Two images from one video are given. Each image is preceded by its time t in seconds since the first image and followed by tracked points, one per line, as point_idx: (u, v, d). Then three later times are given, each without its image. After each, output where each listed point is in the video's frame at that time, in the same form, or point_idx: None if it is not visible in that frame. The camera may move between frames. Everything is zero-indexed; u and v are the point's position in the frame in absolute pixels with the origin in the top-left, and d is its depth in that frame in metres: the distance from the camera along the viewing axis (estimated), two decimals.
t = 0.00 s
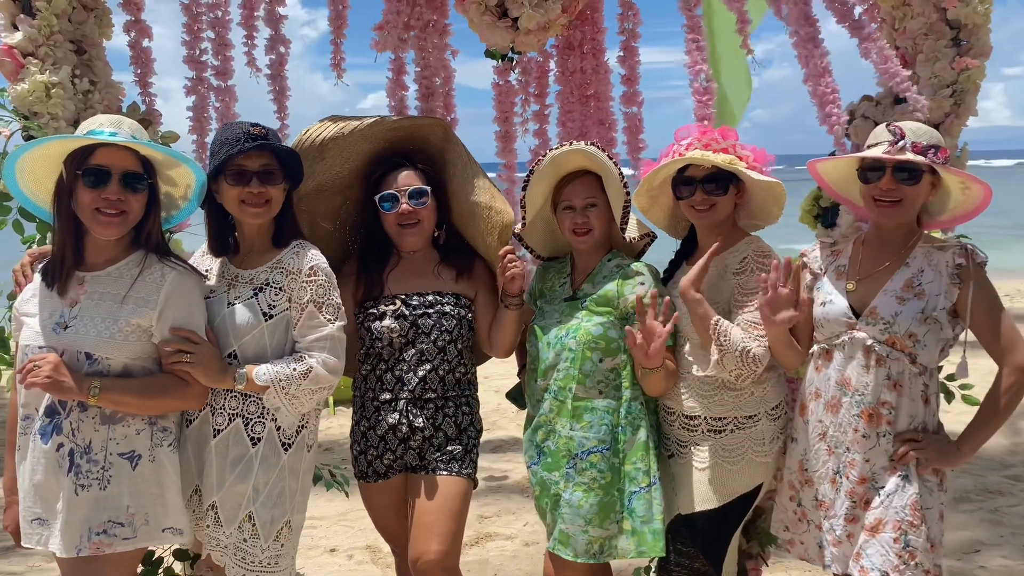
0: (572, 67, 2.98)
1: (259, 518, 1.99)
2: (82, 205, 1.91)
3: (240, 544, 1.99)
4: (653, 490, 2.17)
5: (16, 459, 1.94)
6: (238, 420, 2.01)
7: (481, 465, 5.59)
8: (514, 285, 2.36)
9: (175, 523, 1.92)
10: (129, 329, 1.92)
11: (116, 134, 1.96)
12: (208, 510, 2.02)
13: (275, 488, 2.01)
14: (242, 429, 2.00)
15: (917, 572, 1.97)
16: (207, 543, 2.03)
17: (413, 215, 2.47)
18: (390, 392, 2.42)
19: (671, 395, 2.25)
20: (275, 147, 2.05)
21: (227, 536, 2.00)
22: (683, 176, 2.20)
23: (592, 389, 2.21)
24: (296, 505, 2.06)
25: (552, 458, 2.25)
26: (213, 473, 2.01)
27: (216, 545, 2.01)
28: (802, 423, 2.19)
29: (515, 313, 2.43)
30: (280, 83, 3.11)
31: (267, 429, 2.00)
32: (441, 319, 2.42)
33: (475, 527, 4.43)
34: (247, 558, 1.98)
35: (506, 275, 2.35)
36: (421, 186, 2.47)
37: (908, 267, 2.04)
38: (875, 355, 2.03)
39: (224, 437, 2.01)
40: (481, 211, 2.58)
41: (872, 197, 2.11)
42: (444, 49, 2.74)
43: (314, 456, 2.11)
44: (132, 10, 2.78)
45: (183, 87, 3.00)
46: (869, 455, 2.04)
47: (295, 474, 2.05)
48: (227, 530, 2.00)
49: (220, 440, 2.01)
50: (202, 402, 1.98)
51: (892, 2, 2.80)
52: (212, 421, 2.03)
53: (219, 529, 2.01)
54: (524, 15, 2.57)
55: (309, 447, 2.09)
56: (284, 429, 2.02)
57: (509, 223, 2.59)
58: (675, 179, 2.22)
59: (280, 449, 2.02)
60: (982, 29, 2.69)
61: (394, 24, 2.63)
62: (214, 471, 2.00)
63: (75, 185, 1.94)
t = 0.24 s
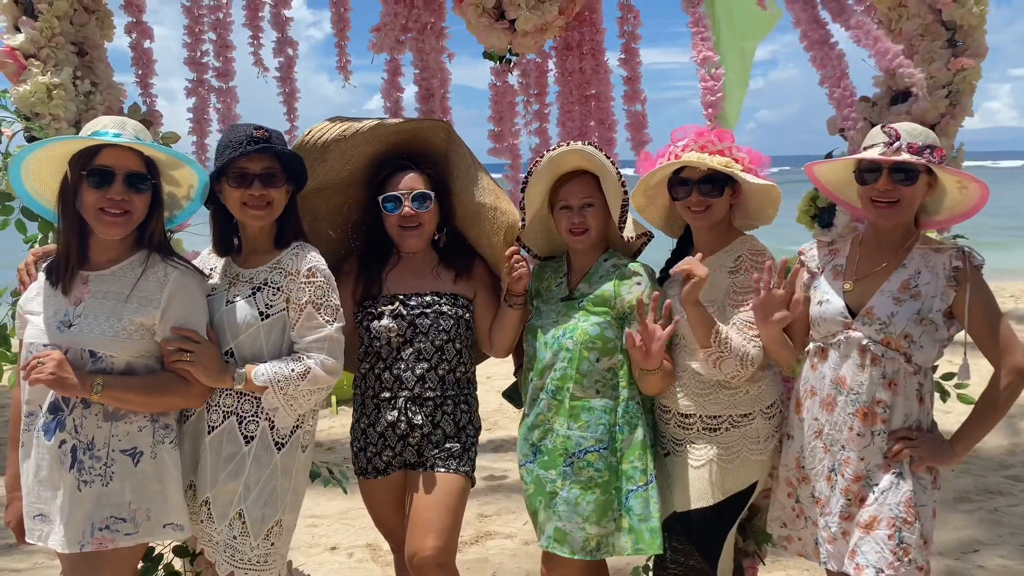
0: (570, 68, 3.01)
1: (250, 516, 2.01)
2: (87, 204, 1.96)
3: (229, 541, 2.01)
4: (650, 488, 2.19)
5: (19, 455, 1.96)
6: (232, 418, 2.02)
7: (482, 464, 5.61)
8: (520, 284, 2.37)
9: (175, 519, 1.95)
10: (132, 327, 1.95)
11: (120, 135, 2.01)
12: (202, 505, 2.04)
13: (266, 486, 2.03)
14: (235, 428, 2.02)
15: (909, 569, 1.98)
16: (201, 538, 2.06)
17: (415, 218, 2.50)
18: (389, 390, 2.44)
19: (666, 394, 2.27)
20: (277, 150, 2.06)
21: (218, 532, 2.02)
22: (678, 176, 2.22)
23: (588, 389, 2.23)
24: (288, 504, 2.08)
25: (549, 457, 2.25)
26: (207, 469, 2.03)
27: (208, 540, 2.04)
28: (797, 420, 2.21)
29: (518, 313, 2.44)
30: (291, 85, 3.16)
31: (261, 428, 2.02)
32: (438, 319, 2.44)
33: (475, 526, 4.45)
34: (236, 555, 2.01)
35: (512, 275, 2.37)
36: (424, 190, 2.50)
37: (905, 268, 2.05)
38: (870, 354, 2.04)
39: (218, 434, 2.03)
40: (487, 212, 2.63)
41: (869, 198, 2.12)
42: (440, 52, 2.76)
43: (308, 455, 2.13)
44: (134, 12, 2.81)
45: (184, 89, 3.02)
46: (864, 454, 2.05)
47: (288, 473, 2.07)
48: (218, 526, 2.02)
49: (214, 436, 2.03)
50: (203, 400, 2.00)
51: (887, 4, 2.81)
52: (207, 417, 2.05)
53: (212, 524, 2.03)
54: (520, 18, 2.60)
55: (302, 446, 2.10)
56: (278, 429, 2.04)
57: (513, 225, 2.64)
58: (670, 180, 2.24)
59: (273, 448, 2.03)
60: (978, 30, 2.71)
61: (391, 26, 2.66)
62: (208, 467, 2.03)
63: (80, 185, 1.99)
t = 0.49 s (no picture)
0: (569, 69, 3.03)
1: (252, 513, 2.03)
2: (91, 204, 1.99)
3: (232, 538, 2.03)
4: (645, 486, 2.21)
5: (23, 453, 1.98)
6: (234, 416, 2.05)
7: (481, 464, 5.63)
8: (516, 282, 2.40)
9: (177, 516, 1.97)
10: (136, 326, 1.97)
11: (124, 136, 2.04)
12: (205, 503, 2.06)
13: (268, 484, 2.05)
14: (237, 425, 2.04)
15: (903, 565, 1.99)
16: (203, 535, 2.08)
17: (414, 217, 2.51)
18: (389, 389, 2.46)
19: (664, 393, 2.28)
20: (281, 151, 2.08)
21: (221, 529, 2.04)
22: (674, 175, 2.23)
23: (586, 388, 2.25)
24: (290, 501, 2.10)
25: (546, 455, 2.27)
26: (209, 466, 2.05)
27: (211, 537, 2.05)
28: (796, 418, 2.23)
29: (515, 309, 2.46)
30: (293, 86, 3.21)
31: (263, 426, 2.04)
32: (436, 317, 2.46)
33: (475, 525, 4.47)
34: (238, 552, 2.03)
35: (508, 272, 2.39)
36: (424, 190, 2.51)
37: (904, 268, 2.07)
38: (870, 353, 2.06)
39: (220, 432, 2.05)
40: (484, 210, 2.64)
41: (868, 198, 2.13)
42: (447, 51, 2.80)
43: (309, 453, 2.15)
44: (135, 13, 2.83)
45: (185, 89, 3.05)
46: (863, 451, 2.06)
47: (289, 471, 2.08)
48: (221, 524, 2.04)
49: (216, 434, 2.06)
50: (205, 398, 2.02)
51: (883, 5, 2.84)
52: (210, 415, 2.07)
53: (214, 522, 2.05)
54: (519, 19, 2.62)
55: (304, 444, 2.13)
56: (279, 427, 2.06)
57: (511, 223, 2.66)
58: (666, 178, 2.25)
59: (274, 446, 2.05)
60: (973, 32, 2.73)
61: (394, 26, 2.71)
62: (210, 465, 2.04)
63: (84, 185, 2.02)
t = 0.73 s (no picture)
0: (569, 71, 3.04)
1: (268, 511, 2.04)
2: (92, 205, 2.00)
3: (249, 536, 2.04)
4: (644, 484, 2.23)
5: (24, 453, 1.98)
6: (245, 416, 2.05)
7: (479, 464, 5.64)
8: (514, 282, 2.43)
9: (180, 516, 1.98)
10: (136, 326, 1.98)
11: (124, 137, 2.05)
12: (216, 504, 2.06)
13: (280, 482, 2.06)
14: (248, 425, 2.05)
15: (896, 561, 2.02)
16: (216, 535, 2.07)
17: (413, 215, 2.53)
18: (390, 389, 2.47)
19: (663, 392, 2.30)
20: (285, 148, 2.10)
21: (238, 528, 2.05)
22: (672, 175, 2.25)
23: (584, 387, 2.26)
24: (302, 498, 2.11)
25: (545, 454, 2.28)
26: (221, 467, 2.05)
27: (226, 536, 2.05)
28: (795, 415, 2.25)
29: (513, 308, 2.49)
30: (288, 84, 3.18)
31: (273, 425, 2.05)
32: (435, 317, 2.47)
33: (472, 525, 4.48)
34: (256, 550, 2.03)
35: (508, 272, 2.41)
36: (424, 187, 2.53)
37: (904, 266, 2.08)
38: (868, 350, 2.08)
39: (231, 432, 2.05)
40: (484, 210, 2.67)
41: (868, 199, 2.14)
42: (451, 50, 2.82)
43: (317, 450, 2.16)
44: (135, 13, 2.83)
45: (184, 89, 3.03)
46: (862, 448, 2.08)
47: (300, 469, 2.10)
48: (236, 523, 2.04)
49: (227, 435, 2.05)
50: (207, 397, 2.03)
51: (880, 8, 2.86)
52: (219, 415, 2.06)
53: (228, 521, 2.05)
54: (518, 21, 2.63)
55: (312, 442, 2.15)
56: (289, 425, 2.08)
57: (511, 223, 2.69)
58: (664, 178, 2.26)
59: (285, 444, 2.07)
60: (968, 34, 2.75)
61: (396, 26, 2.72)
62: (221, 466, 2.04)
63: (85, 186, 2.03)
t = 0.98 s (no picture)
0: (568, 73, 3.08)
1: (293, 508, 2.07)
2: (92, 205, 2.00)
3: (275, 534, 2.06)
4: (643, 484, 2.24)
5: (24, 452, 1.98)
6: (263, 417, 2.06)
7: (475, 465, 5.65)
8: (514, 284, 2.44)
9: (179, 517, 1.98)
10: (136, 326, 1.98)
11: (124, 137, 2.06)
12: (237, 506, 2.06)
13: (302, 479, 2.09)
14: (268, 426, 2.06)
15: (893, 558, 2.04)
16: (238, 537, 2.07)
17: (410, 212, 2.54)
18: (391, 391, 2.48)
19: (663, 391, 2.31)
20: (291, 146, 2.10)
21: (264, 526, 2.06)
22: (672, 176, 2.27)
23: (584, 388, 2.27)
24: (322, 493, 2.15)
25: (546, 456, 2.30)
26: (241, 468, 2.06)
27: (249, 535, 2.06)
28: (798, 415, 2.26)
29: (512, 308, 2.51)
30: (289, 76, 3.20)
31: (292, 423, 2.08)
32: (434, 316, 2.48)
33: (469, 526, 4.49)
34: (282, 547, 2.06)
35: (507, 273, 2.42)
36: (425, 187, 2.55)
37: (905, 267, 2.09)
38: (871, 350, 2.10)
39: (250, 434, 2.06)
40: (487, 212, 2.71)
41: (868, 199, 2.15)
42: (452, 47, 2.84)
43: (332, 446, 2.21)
44: (133, 12, 2.83)
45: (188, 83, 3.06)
46: (863, 447, 2.10)
47: (319, 464, 2.14)
48: (261, 521, 2.06)
49: (247, 437, 2.06)
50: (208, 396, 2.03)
51: (873, 9, 2.89)
52: (237, 418, 2.07)
53: (252, 520, 2.06)
54: (515, 21, 2.65)
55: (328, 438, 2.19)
56: (307, 422, 2.10)
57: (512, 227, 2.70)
58: (663, 180, 2.28)
59: (304, 442, 2.10)
60: (961, 35, 2.78)
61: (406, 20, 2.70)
62: (242, 467, 2.05)
63: (85, 186, 2.03)
